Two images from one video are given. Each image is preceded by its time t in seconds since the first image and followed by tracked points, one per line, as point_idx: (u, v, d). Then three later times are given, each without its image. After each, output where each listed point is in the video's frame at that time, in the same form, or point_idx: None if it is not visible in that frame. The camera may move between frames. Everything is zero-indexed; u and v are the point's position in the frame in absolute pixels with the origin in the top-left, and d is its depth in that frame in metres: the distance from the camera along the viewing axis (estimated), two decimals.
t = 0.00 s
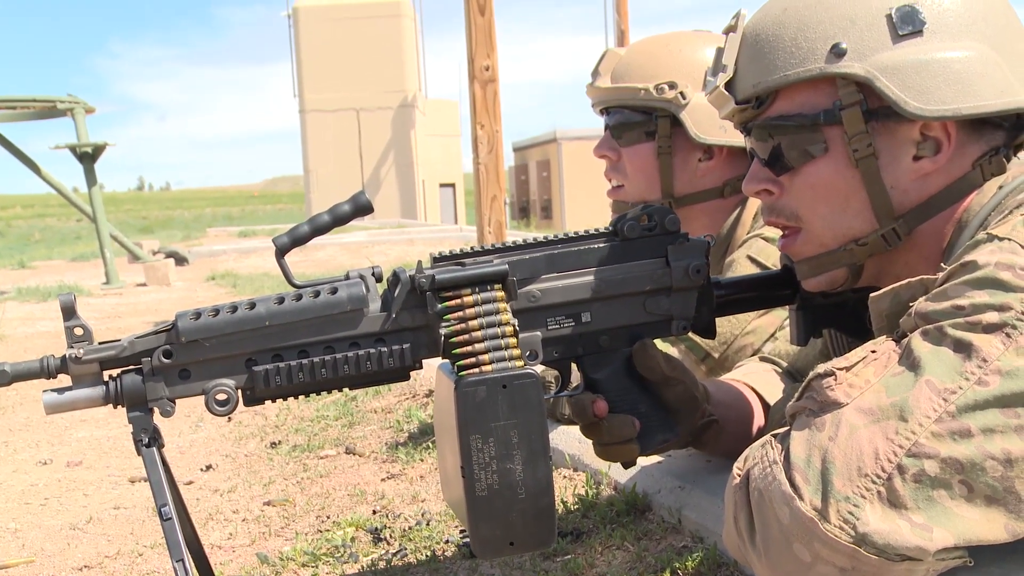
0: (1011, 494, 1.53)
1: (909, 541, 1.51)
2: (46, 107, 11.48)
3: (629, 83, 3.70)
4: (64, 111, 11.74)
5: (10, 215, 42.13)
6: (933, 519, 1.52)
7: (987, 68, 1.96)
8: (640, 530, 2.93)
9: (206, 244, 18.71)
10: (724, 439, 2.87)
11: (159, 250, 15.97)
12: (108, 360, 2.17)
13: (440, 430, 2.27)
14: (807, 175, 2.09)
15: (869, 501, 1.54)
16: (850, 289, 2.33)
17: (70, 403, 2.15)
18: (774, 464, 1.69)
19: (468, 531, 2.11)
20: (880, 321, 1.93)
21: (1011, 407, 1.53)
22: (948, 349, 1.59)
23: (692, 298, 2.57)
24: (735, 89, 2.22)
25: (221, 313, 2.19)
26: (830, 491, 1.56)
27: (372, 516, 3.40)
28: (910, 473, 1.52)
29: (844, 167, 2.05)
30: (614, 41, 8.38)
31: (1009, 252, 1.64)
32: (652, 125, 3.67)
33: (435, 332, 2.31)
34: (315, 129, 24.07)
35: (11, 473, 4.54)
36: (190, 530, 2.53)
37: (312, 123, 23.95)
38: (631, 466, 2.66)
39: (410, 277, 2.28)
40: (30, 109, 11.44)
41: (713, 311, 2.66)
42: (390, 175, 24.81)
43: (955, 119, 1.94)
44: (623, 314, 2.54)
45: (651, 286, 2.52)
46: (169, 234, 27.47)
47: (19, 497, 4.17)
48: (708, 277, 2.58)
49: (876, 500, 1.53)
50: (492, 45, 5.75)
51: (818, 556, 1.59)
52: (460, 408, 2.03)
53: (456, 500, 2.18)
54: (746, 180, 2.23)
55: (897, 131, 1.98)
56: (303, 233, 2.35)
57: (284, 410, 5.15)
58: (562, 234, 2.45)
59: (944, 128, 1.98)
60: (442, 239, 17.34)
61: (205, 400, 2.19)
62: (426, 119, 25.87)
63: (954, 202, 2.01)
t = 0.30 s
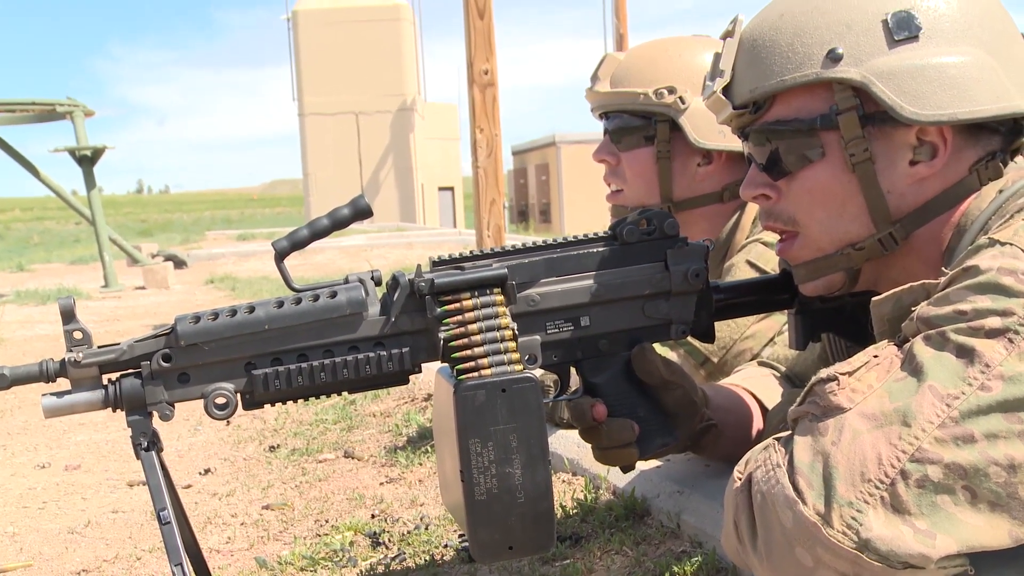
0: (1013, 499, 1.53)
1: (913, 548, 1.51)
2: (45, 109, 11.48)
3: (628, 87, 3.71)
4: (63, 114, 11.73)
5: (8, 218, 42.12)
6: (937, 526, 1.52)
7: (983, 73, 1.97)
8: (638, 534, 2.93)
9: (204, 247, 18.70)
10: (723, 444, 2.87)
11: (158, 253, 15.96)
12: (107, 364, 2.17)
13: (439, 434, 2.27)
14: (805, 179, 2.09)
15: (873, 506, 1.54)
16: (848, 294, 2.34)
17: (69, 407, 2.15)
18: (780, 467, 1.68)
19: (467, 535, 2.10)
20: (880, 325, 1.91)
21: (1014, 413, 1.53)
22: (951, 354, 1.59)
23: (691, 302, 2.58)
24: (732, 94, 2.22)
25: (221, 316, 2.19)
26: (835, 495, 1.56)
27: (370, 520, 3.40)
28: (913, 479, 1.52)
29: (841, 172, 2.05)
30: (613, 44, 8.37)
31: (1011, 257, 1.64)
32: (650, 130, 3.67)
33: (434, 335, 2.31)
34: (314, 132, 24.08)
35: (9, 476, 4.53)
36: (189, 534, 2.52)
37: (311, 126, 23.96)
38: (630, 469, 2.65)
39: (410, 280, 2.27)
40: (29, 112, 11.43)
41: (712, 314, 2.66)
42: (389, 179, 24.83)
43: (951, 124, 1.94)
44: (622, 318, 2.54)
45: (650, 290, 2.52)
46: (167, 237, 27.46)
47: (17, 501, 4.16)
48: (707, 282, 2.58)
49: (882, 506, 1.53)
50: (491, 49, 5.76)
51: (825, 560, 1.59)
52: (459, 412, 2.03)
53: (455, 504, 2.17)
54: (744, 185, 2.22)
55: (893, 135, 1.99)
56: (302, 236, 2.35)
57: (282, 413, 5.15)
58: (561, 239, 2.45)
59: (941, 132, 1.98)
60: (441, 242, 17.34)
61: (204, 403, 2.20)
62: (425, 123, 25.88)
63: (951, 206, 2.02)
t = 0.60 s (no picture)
0: None
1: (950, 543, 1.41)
2: (44, 112, 11.50)
3: (627, 91, 3.72)
4: (62, 117, 11.74)
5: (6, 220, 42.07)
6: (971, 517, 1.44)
7: (988, 66, 1.97)
8: (637, 537, 2.94)
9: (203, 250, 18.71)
10: (718, 448, 2.87)
11: (157, 256, 15.96)
12: (106, 367, 2.17)
13: (438, 436, 2.28)
14: (807, 173, 2.11)
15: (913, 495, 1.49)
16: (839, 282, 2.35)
17: (67, 410, 2.16)
18: (849, 450, 1.32)
19: (465, 536, 2.11)
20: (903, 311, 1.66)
21: None
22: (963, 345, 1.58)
23: (688, 303, 2.58)
24: (735, 88, 2.24)
25: (218, 319, 2.19)
26: (896, 488, 1.22)
27: (369, 523, 3.40)
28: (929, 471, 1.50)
29: (843, 164, 2.06)
30: (612, 48, 8.38)
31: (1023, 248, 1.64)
32: (650, 133, 3.68)
33: (432, 338, 2.32)
34: (313, 135, 24.10)
35: (8, 479, 4.53)
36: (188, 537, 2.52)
37: (310, 129, 23.98)
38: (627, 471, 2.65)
39: (408, 283, 2.27)
40: (28, 115, 11.44)
41: (710, 316, 2.65)
42: (388, 182, 24.84)
43: (956, 118, 1.95)
44: (620, 319, 2.55)
45: (648, 291, 2.53)
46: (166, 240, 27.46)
47: (16, 503, 4.17)
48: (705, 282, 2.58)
49: (953, 501, 1.18)
50: (491, 52, 5.77)
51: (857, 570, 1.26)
52: (458, 414, 2.04)
53: (453, 506, 2.18)
54: (746, 179, 2.24)
55: (896, 128, 2.00)
56: (299, 239, 2.35)
57: (282, 416, 5.15)
58: (558, 240, 2.46)
59: (944, 125, 1.99)
60: (439, 246, 17.35)
61: (202, 406, 2.21)
62: (424, 126, 25.89)
63: (952, 200, 2.01)
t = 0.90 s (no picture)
0: None
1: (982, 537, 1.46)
2: (47, 109, 11.50)
3: (630, 89, 3.71)
4: (64, 114, 11.75)
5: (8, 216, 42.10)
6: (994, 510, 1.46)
7: (983, 62, 1.97)
8: (638, 537, 2.93)
9: (205, 248, 18.70)
10: (717, 447, 2.86)
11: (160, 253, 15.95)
12: (105, 365, 2.17)
13: (437, 434, 2.27)
14: (803, 167, 2.11)
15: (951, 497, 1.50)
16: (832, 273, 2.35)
17: (66, 409, 2.16)
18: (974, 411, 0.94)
19: (466, 534, 2.10)
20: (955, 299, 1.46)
21: None
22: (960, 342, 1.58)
23: (686, 299, 2.58)
24: (731, 83, 2.23)
25: (217, 317, 2.19)
26: None
27: (370, 522, 3.40)
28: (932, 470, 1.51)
29: (838, 159, 2.07)
30: (614, 47, 8.37)
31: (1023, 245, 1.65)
32: (653, 132, 3.67)
33: (431, 335, 2.31)
34: (316, 133, 24.09)
35: (9, 476, 4.54)
36: (188, 537, 2.52)
37: (312, 127, 23.98)
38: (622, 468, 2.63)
39: (406, 280, 2.27)
40: (30, 112, 11.44)
41: (708, 312, 2.66)
42: (390, 180, 24.83)
43: (951, 114, 1.95)
44: (618, 316, 2.54)
45: (646, 288, 2.53)
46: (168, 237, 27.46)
47: (18, 500, 4.17)
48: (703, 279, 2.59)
49: None
50: (493, 50, 5.76)
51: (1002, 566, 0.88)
52: (457, 411, 2.04)
53: (453, 504, 2.17)
54: (744, 174, 2.24)
55: (893, 125, 2.01)
56: (299, 237, 2.35)
57: (283, 414, 5.15)
58: (557, 237, 2.46)
59: (940, 121, 2.00)
60: (441, 244, 17.34)
61: (202, 404, 2.20)
62: (426, 124, 25.88)
63: (947, 196, 2.04)
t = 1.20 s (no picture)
0: None
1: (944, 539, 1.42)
2: (51, 109, 11.52)
3: (635, 91, 3.71)
4: (69, 113, 11.77)
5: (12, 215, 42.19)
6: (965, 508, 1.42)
7: (976, 65, 1.99)
8: (640, 539, 2.92)
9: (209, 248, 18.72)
10: (720, 447, 2.85)
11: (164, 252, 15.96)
12: (103, 366, 2.17)
13: (435, 434, 2.27)
14: (797, 171, 2.10)
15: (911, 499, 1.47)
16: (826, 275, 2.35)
17: (64, 409, 2.16)
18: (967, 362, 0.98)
19: (464, 533, 2.10)
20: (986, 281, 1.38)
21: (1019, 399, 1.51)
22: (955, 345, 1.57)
23: (684, 298, 2.59)
24: (725, 86, 2.23)
25: (215, 318, 2.19)
26: None
27: (372, 522, 3.40)
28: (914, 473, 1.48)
29: (833, 161, 2.07)
30: (619, 49, 8.36)
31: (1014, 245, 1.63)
32: (657, 134, 3.67)
33: (429, 334, 2.31)
34: (319, 133, 24.11)
35: (12, 475, 4.54)
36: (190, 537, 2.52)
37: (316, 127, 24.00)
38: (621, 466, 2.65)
39: (404, 280, 2.26)
40: (34, 111, 11.46)
41: (705, 311, 2.66)
42: (394, 180, 24.84)
43: (945, 116, 1.97)
44: (615, 316, 2.54)
45: (643, 287, 2.53)
46: (173, 237, 27.50)
47: (20, 499, 4.17)
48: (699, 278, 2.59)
49: None
50: (497, 51, 5.76)
51: None
52: (456, 410, 2.03)
53: (451, 503, 2.17)
54: (737, 176, 2.23)
55: (887, 127, 2.01)
56: (296, 237, 2.35)
57: (286, 414, 5.15)
58: (555, 236, 2.44)
59: (933, 124, 2.01)
60: (445, 244, 17.33)
61: (200, 405, 2.20)
62: (430, 124, 25.89)
63: (940, 199, 2.04)
